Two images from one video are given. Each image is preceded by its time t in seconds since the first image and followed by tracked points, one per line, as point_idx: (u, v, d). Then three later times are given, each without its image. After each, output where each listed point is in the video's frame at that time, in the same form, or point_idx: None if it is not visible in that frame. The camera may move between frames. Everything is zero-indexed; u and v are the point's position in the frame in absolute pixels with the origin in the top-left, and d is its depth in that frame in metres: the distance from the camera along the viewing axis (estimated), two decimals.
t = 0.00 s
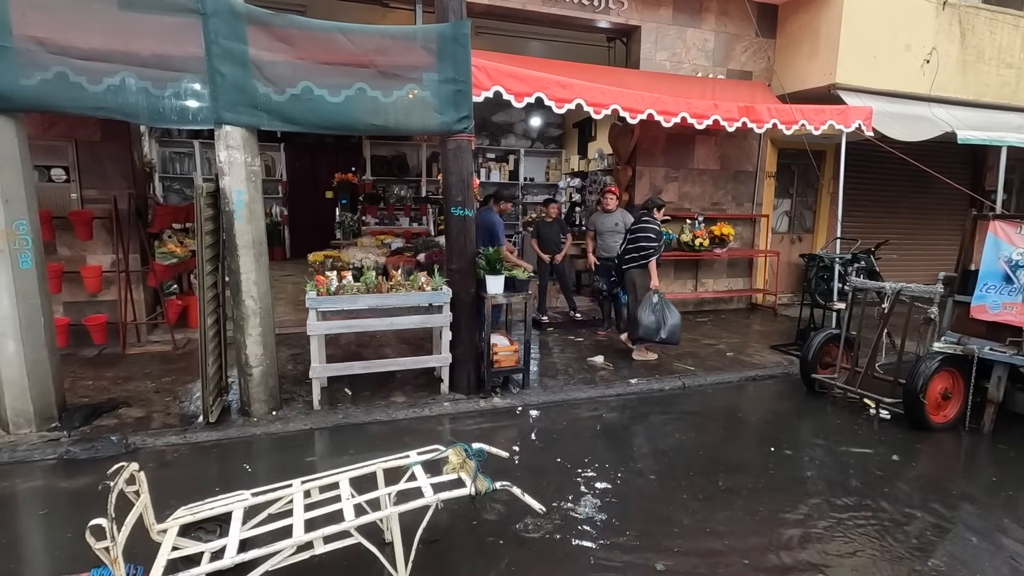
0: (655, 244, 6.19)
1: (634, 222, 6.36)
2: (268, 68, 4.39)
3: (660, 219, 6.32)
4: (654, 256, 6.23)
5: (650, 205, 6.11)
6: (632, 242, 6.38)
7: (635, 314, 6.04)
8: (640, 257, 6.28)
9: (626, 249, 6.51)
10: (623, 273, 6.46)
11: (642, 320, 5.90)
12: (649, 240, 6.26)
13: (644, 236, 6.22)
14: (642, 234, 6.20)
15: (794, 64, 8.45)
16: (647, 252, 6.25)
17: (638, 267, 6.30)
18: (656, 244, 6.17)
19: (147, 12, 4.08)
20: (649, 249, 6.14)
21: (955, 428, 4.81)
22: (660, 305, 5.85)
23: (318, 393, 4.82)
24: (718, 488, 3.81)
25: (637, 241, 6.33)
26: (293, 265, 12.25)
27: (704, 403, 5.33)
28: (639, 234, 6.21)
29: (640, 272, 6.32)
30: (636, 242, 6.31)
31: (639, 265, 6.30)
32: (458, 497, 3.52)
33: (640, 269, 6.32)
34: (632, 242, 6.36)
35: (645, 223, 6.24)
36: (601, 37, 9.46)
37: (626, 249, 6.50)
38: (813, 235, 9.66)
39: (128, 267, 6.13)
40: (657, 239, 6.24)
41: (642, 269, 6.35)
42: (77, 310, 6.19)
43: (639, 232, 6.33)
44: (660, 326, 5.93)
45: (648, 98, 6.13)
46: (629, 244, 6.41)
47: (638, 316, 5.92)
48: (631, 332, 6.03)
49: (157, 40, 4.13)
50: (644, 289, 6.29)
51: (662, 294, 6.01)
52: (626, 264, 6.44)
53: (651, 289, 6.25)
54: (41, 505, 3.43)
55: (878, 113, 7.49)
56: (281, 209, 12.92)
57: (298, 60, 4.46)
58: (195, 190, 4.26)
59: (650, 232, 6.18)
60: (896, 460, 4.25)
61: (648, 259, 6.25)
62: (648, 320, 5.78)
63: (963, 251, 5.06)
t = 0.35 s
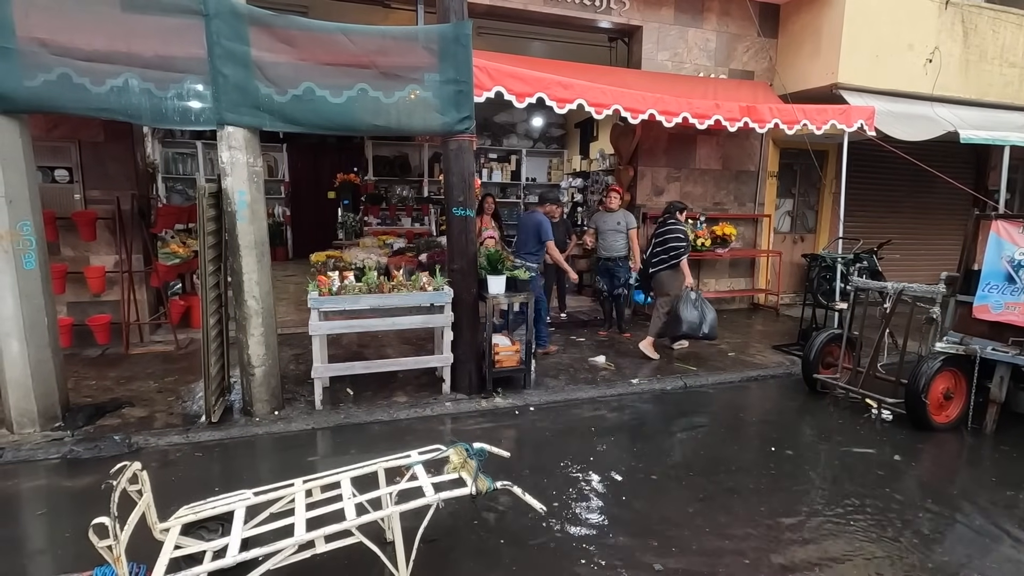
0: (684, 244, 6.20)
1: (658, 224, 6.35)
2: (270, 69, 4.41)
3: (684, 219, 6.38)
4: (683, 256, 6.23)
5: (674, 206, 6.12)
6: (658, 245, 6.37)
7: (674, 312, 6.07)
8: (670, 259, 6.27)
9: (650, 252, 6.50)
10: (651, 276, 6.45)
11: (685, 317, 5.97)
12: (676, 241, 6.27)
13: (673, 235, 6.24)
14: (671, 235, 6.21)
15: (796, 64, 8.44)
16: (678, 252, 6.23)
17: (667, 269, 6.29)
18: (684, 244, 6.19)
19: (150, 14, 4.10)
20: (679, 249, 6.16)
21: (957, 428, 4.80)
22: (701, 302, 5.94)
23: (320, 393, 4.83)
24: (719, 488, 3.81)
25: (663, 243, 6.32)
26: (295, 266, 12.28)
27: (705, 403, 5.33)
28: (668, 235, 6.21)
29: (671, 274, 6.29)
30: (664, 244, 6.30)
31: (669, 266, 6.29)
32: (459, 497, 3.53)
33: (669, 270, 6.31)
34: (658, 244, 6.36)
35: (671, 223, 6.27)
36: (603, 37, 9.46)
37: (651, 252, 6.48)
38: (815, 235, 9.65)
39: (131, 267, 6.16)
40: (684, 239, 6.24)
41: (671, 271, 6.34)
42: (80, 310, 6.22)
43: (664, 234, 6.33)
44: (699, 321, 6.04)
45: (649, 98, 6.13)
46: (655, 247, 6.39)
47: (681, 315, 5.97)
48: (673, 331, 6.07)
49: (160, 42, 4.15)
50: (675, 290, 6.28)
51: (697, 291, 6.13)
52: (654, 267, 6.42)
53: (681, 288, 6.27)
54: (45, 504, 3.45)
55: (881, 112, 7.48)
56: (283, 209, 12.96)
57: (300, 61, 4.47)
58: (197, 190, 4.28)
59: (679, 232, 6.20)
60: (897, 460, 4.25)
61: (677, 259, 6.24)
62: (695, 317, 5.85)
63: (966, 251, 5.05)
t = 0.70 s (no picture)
0: (708, 239, 6.48)
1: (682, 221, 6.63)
2: (271, 69, 4.42)
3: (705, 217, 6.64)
4: (708, 250, 6.48)
5: (695, 202, 6.50)
6: (683, 241, 6.61)
7: (701, 304, 6.24)
8: (695, 254, 6.49)
9: (675, 249, 6.73)
10: (676, 271, 6.64)
11: (712, 307, 6.14)
12: (700, 237, 6.53)
13: (699, 231, 6.48)
14: (696, 230, 6.47)
15: (798, 63, 8.43)
16: (702, 247, 6.49)
17: (693, 264, 6.51)
18: (709, 239, 6.47)
19: (152, 14, 4.11)
20: (705, 242, 6.42)
21: (959, 428, 4.79)
22: (728, 292, 6.14)
23: (322, 392, 4.84)
24: (720, 487, 3.81)
25: (688, 239, 6.57)
26: (297, 266, 12.31)
27: (707, 402, 5.33)
28: (693, 230, 6.48)
29: (697, 268, 6.51)
30: (689, 239, 6.56)
31: (695, 261, 6.52)
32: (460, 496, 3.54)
33: (696, 265, 6.52)
34: (683, 239, 6.60)
35: (695, 220, 6.55)
36: (604, 37, 9.47)
37: (676, 249, 6.71)
38: (817, 234, 9.63)
39: (134, 267, 6.18)
40: (708, 235, 6.52)
41: (696, 266, 6.57)
42: (83, 310, 6.23)
43: (688, 231, 6.59)
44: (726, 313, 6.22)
45: (650, 97, 6.12)
46: (679, 243, 6.63)
47: (708, 305, 6.14)
48: (700, 321, 6.21)
49: (162, 43, 4.16)
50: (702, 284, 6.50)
51: (724, 284, 6.32)
52: (679, 263, 6.62)
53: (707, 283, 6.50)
54: (48, 502, 3.47)
55: (883, 112, 7.46)
56: (285, 209, 13.00)
57: (301, 61, 4.48)
58: (199, 191, 4.28)
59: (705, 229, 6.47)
60: (899, 460, 4.25)
61: (703, 254, 6.48)
62: (722, 305, 6.02)
63: (968, 250, 5.04)
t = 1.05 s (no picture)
0: (737, 238, 6.70)
1: (710, 220, 6.78)
2: (273, 70, 4.43)
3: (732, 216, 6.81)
4: (736, 249, 6.71)
5: (724, 202, 6.63)
6: (711, 240, 6.79)
7: (729, 304, 6.55)
8: (724, 253, 6.72)
9: (701, 245, 6.90)
10: (704, 268, 6.86)
11: (741, 308, 6.47)
12: (729, 235, 6.72)
13: (728, 232, 6.69)
14: (726, 230, 6.67)
15: (800, 61, 8.41)
16: (731, 248, 6.71)
17: (722, 262, 6.74)
18: (737, 238, 6.68)
19: (154, 16, 4.13)
20: (736, 243, 6.62)
21: (962, 427, 4.78)
22: (755, 293, 6.46)
23: (325, 392, 4.85)
24: (722, 486, 3.81)
25: (716, 237, 6.75)
26: (300, 266, 12.34)
27: (709, 402, 5.33)
28: (724, 230, 6.66)
29: (725, 266, 6.75)
30: (718, 238, 6.73)
31: (723, 259, 6.75)
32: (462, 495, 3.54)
33: (724, 263, 6.77)
34: (711, 238, 6.77)
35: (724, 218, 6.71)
36: (606, 36, 9.47)
37: (702, 246, 6.88)
38: (820, 232, 9.61)
39: (137, 267, 6.21)
40: (736, 235, 6.73)
41: (723, 263, 6.80)
42: (88, 310, 6.26)
43: (716, 229, 6.76)
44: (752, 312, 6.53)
45: (652, 97, 6.11)
46: (708, 241, 6.81)
47: (737, 306, 6.45)
48: (729, 322, 6.56)
49: (164, 44, 4.18)
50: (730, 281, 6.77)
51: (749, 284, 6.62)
52: (706, 260, 6.83)
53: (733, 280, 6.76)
54: (53, 502, 3.49)
55: (886, 110, 7.44)
56: (288, 209, 13.03)
57: (303, 62, 4.50)
58: (202, 191, 4.29)
59: (734, 229, 6.68)
60: (902, 459, 4.24)
61: (731, 253, 6.71)
62: (752, 307, 6.36)
63: (971, 248, 5.02)
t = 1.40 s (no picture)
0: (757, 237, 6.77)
1: (731, 220, 6.82)
2: (274, 70, 4.44)
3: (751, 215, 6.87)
4: (756, 248, 6.77)
5: (742, 202, 6.68)
6: (731, 239, 6.85)
7: (752, 302, 6.53)
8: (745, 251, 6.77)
9: (721, 245, 6.97)
10: (726, 268, 6.91)
11: (765, 305, 6.42)
12: (748, 234, 6.80)
13: (749, 231, 6.74)
14: (746, 229, 6.72)
15: (803, 59, 8.38)
16: (752, 247, 6.79)
17: (742, 260, 6.79)
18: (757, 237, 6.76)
19: (154, 16, 4.14)
20: (756, 241, 6.69)
21: (965, 426, 4.75)
22: (778, 291, 6.43)
23: (325, 391, 4.86)
24: (723, 485, 3.79)
25: (736, 236, 6.83)
26: (303, 266, 12.36)
27: (711, 401, 5.30)
28: (743, 228, 6.73)
29: (745, 264, 6.79)
30: (738, 237, 6.80)
31: (743, 258, 6.80)
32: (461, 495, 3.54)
33: (745, 261, 6.82)
34: (731, 237, 6.86)
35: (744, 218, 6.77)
36: (607, 34, 9.46)
37: (723, 245, 6.97)
38: (823, 231, 9.56)
39: (140, 267, 6.23)
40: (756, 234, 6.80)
41: (743, 262, 6.87)
42: (91, 310, 6.29)
43: (736, 228, 6.84)
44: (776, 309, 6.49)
45: (653, 95, 6.09)
46: (728, 240, 6.89)
47: (762, 303, 6.39)
48: (754, 319, 6.46)
49: (165, 44, 4.19)
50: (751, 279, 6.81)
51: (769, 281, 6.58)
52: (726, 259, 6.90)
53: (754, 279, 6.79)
54: (54, 500, 3.50)
55: (889, 108, 7.40)
56: (290, 210, 13.07)
57: (303, 62, 4.50)
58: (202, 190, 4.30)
59: (754, 229, 6.73)
60: (904, 458, 4.21)
61: (751, 251, 6.78)
62: (775, 302, 6.31)
63: (974, 246, 4.99)
